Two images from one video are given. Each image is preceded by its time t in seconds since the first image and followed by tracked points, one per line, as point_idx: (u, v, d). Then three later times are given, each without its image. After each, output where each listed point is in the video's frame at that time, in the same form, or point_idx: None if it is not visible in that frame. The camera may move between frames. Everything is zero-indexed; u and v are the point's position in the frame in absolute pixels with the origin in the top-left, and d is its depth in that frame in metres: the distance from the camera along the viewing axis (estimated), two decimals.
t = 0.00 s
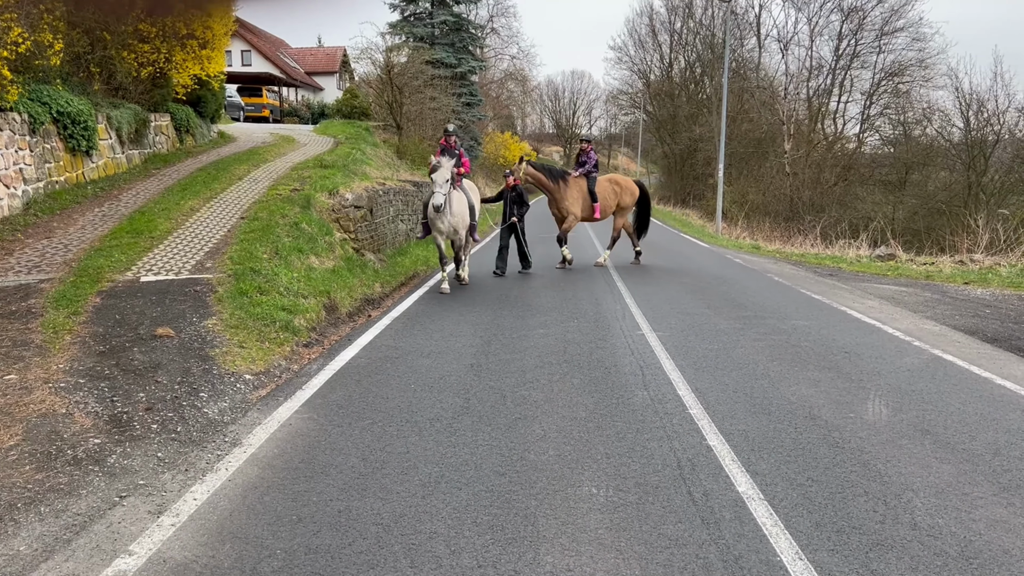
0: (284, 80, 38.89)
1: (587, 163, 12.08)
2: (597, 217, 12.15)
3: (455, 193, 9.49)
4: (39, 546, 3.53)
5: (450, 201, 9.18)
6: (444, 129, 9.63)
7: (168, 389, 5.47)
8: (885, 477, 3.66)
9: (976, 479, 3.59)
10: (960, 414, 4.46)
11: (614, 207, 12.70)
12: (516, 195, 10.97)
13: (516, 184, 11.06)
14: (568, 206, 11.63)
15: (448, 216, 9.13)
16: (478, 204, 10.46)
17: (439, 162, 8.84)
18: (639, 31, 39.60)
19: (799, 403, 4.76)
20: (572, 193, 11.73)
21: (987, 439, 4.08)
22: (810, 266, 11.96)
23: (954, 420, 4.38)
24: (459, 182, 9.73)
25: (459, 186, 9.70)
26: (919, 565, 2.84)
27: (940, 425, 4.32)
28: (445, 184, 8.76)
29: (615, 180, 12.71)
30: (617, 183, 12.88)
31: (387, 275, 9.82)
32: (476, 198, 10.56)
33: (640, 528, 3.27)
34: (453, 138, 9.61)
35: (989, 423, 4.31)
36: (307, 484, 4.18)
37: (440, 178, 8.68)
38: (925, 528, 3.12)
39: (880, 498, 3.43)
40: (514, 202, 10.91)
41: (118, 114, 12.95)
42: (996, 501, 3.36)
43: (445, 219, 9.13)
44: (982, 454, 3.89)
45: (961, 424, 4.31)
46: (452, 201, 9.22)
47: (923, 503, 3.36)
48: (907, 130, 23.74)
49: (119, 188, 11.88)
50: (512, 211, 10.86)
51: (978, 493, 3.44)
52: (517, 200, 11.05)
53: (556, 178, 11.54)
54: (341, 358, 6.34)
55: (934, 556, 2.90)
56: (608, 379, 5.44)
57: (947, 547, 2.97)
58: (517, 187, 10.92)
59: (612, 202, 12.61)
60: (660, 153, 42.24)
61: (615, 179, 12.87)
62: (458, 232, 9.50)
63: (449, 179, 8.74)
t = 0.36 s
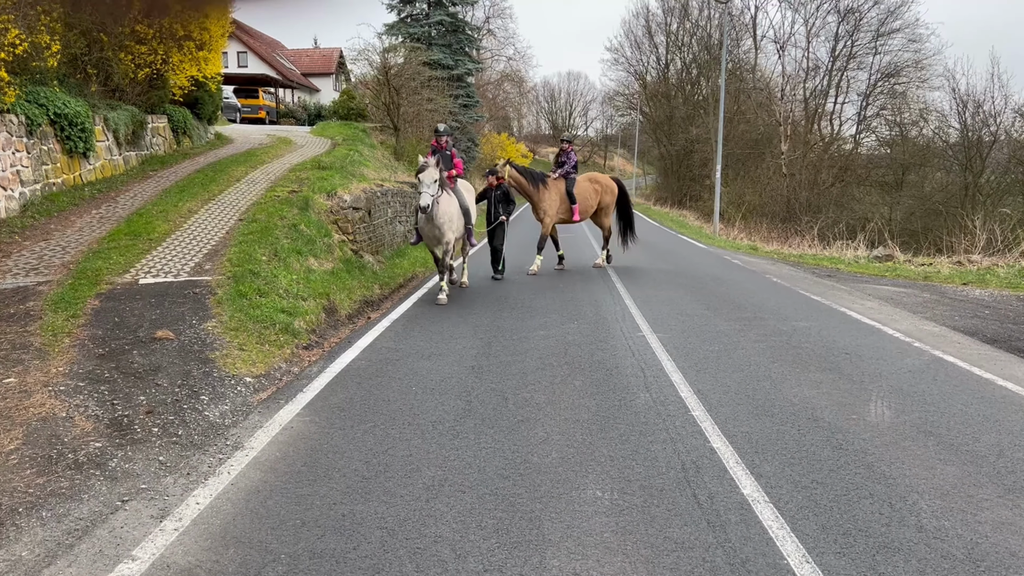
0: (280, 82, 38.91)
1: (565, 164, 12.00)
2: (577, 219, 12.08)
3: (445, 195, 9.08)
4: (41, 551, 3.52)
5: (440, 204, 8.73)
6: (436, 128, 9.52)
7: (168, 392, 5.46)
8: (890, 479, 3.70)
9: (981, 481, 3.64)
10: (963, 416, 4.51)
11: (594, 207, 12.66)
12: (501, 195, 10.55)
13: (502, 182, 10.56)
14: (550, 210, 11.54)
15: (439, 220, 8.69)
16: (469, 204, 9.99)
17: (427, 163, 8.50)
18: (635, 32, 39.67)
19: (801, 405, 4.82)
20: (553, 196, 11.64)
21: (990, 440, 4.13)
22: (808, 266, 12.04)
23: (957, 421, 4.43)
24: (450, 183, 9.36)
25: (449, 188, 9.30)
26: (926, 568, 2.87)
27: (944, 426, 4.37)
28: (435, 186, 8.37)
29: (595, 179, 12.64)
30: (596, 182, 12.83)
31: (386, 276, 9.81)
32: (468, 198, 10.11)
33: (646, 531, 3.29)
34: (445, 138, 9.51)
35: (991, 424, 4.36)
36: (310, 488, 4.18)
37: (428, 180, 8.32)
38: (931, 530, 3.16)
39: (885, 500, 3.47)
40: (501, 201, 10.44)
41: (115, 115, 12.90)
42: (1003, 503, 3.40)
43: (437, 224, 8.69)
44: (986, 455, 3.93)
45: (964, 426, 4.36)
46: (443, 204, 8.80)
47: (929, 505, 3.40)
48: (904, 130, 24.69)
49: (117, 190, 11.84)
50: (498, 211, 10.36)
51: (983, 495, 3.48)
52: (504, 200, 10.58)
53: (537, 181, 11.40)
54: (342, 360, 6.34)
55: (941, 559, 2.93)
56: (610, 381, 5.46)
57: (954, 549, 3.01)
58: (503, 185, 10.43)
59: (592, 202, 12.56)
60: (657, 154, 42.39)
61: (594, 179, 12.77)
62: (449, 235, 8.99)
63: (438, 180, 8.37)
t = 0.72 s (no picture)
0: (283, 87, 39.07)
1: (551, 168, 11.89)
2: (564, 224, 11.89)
3: (441, 204, 8.74)
4: (49, 556, 3.53)
5: (433, 213, 8.39)
6: (431, 132, 9.04)
7: (175, 396, 5.48)
8: (900, 485, 3.76)
9: (991, 487, 3.69)
10: (971, 422, 4.55)
11: (580, 213, 12.50)
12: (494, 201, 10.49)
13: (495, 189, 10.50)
14: (540, 214, 11.22)
15: (436, 232, 8.38)
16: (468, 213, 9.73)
17: (415, 176, 8.04)
18: (637, 37, 39.81)
19: (809, 411, 4.89)
20: (542, 198, 11.37)
21: (999, 446, 4.18)
22: (813, 272, 12.07)
23: (966, 427, 4.47)
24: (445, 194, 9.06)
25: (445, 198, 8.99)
26: (938, 573, 2.91)
27: (952, 432, 4.42)
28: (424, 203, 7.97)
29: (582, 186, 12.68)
30: (579, 188, 12.74)
31: (390, 281, 9.82)
32: (468, 206, 9.83)
33: (657, 537, 3.32)
34: (440, 142, 8.97)
35: (1001, 430, 4.40)
36: (318, 493, 4.20)
37: (412, 198, 7.89)
38: (943, 537, 3.20)
39: (895, 506, 3.52)
40: (493, 209, 10.46)
41: (119, 120, 12.92)
42: (1013, 509, 3.44)
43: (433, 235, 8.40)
44: (996, 461, 3.98)
45: (973, 432, 4.40)
46: (437, 215, 8.43)
47: (940, 512, 3.45)
48: (907, 135, 24.59)
49: (121, 194, 11.86)
50: (490, 219, 10.34)
51: (993, 501, 3.53)
52: (496, 207, 10.57)
53: (526, 184, 11.04)
54: (348, 365, 6.36)
55: (953, 565, 2.96)
56: (616, 386, 5.51)
57: (966, 556, 3.04)
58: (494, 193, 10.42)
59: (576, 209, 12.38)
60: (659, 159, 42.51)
61: (580, 186, 12.72)
62: (447, 245, 8.77)
63: (425, 198, 7.93)
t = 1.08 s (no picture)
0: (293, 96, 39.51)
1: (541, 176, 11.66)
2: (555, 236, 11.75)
3: (438, 212, 8.07)
4: (57, 563, 3.53)
5: (427, 219, 7.73)
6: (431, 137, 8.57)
7: (183, 403, 5.49)
8: (913, 496, 3.74)
9: (1005, 499, 3.66)
10: (984, 432, 4.54)
11: (568, 222, 12.45)
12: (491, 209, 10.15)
13: (492, 199, 10.40)
14: (533, 227, 11.04)
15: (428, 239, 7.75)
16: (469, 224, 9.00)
17: (407, 179, 7.43)
18: (646, 47, 40.01)
19: (820, 421, 4.89)
20: (533, 211, 11.15)
21: (1012, 457, 4.16)
22: (821, 282, 12.06)
23: (978, 438, 4.46)
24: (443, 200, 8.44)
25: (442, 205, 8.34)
26: None
27: (965, 443, 4.40)
28: (413, 208, 7.38)
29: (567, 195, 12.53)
30: (565, 197, 12.63)
31: (398, 289, 9.83)
32: (468, 217, 9.08)
33: (667, 548, 3.31)
34: (438, 147, 8.74)
35: (1014, 441, 4.38)
36: (326, 500, 4.20)
37: (400, 202, 7.30)
38: (957, 549, 3.18)
39: (908, 518, 3.50)
40: (490, 219, 10.28)
41: (129, 128, 13.00)
42: None
43: (426, 243, 7.79)
44: (1009, 473, 3.96)
45: (986, 442, 4.39)
46: (431, 223, 7.80)
47: (954, 523, 3.43)
48: (917, 145, 24.76)
49: (131, 202, 11.94)
50: (488, 229, 10.25)
51: (1008, 514, 3.50)
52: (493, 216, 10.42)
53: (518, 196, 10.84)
54: (356, 372, 6.37)
55: None
56: (625, 396, 5.51)
57: (980, 568, 3.01)
58: (492, 203, 10.33)
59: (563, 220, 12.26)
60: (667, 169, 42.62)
61: (566, 195, 12.56)
62: (442, 257, 8.10)
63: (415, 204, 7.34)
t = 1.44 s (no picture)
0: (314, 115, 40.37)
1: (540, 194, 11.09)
2: (554, 254, 11.27)
3: (442, 227, 7.59)
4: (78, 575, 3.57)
5: (433, 236, 7.37)
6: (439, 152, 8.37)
7: (204, 417, 5.54)
8: (938, 520, 3.71)
9: None
10: (1011, 457, 4.50)
11: (566, 240, 11.90)
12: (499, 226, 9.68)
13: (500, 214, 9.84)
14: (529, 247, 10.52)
15: (435, 256, 7.35)
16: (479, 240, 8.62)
17: (412, 192, 7.14)
18: (664, 67, 40.34)
19: (842, 442, 4.88)
20: (532, 230, 10.65)
21: None
22: (842, 302, 12.04)
23: (1004, 463, 4.42)
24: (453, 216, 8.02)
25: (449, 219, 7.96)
26: None
27: (991, 467, 4.37)
28: (419, 220, 7.09)
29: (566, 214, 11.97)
30: (564, 216, 12.07)
31: (416, 305, 9.89)
32: (479, 233, 8.70)
33: (689, 569, 3.30)
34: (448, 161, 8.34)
35: None
36: (347, 516, 4.21)
37: (405, 215, 7.01)
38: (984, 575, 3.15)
39: (934, 542, 3.47)
40: (499, 234, 9.70)
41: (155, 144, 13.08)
42: None
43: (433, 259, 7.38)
44: None
45: (1013, 468, 4.35)
46: (438, 238, 7.43)
47: (980, 548, 3.40)
48: (937, 166, 25.11)
49: (154, 217, 12.13)
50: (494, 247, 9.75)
51: None
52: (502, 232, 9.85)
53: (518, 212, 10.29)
54: (375, 388, 6.40)
55: None
56: (645, 415, 5.53)
57: None
58: (499, 217, 9.72)
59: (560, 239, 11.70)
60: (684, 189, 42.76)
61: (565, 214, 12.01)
62: (451, 275, 7.61)
63: (419, 215, 7.03)
